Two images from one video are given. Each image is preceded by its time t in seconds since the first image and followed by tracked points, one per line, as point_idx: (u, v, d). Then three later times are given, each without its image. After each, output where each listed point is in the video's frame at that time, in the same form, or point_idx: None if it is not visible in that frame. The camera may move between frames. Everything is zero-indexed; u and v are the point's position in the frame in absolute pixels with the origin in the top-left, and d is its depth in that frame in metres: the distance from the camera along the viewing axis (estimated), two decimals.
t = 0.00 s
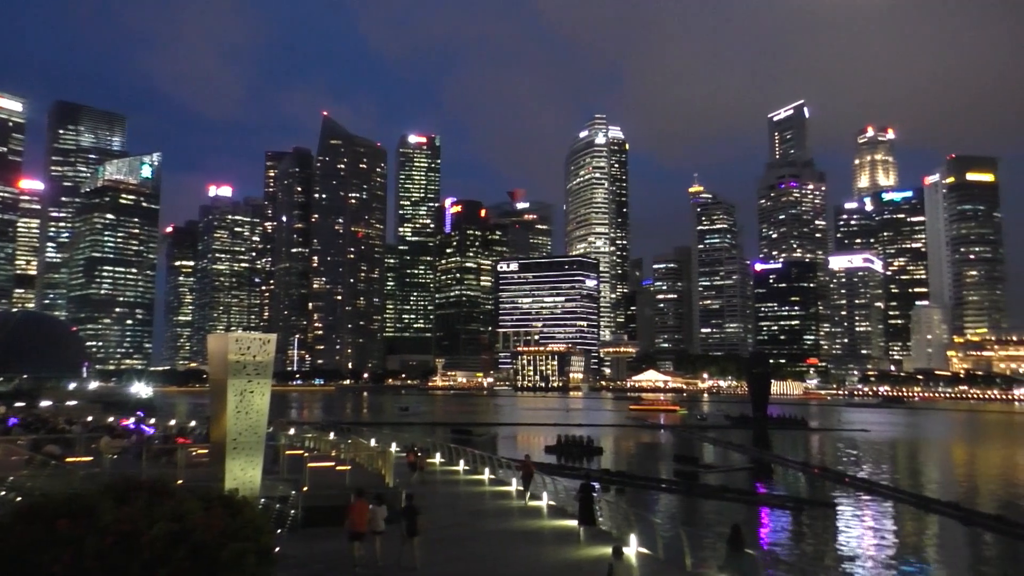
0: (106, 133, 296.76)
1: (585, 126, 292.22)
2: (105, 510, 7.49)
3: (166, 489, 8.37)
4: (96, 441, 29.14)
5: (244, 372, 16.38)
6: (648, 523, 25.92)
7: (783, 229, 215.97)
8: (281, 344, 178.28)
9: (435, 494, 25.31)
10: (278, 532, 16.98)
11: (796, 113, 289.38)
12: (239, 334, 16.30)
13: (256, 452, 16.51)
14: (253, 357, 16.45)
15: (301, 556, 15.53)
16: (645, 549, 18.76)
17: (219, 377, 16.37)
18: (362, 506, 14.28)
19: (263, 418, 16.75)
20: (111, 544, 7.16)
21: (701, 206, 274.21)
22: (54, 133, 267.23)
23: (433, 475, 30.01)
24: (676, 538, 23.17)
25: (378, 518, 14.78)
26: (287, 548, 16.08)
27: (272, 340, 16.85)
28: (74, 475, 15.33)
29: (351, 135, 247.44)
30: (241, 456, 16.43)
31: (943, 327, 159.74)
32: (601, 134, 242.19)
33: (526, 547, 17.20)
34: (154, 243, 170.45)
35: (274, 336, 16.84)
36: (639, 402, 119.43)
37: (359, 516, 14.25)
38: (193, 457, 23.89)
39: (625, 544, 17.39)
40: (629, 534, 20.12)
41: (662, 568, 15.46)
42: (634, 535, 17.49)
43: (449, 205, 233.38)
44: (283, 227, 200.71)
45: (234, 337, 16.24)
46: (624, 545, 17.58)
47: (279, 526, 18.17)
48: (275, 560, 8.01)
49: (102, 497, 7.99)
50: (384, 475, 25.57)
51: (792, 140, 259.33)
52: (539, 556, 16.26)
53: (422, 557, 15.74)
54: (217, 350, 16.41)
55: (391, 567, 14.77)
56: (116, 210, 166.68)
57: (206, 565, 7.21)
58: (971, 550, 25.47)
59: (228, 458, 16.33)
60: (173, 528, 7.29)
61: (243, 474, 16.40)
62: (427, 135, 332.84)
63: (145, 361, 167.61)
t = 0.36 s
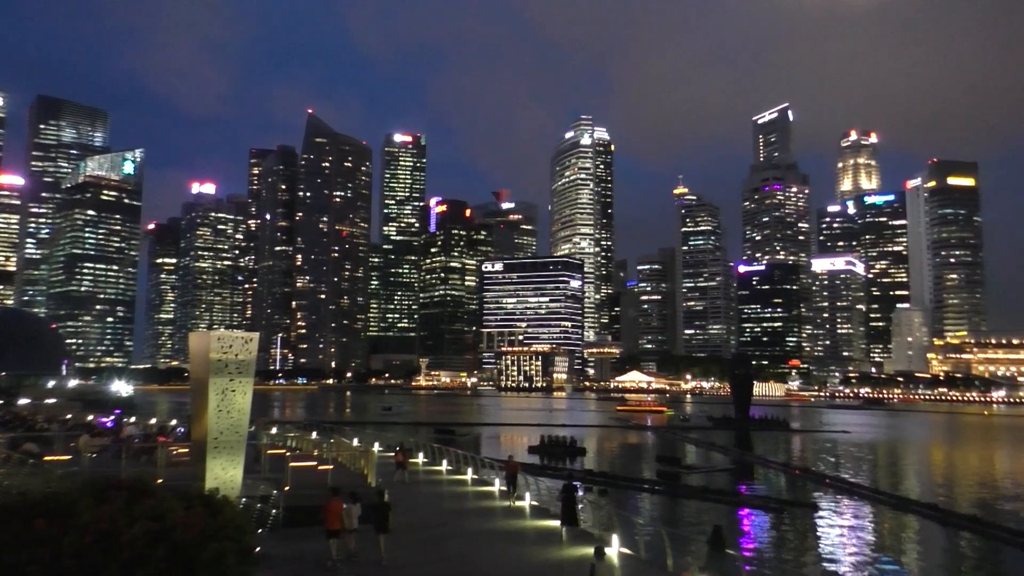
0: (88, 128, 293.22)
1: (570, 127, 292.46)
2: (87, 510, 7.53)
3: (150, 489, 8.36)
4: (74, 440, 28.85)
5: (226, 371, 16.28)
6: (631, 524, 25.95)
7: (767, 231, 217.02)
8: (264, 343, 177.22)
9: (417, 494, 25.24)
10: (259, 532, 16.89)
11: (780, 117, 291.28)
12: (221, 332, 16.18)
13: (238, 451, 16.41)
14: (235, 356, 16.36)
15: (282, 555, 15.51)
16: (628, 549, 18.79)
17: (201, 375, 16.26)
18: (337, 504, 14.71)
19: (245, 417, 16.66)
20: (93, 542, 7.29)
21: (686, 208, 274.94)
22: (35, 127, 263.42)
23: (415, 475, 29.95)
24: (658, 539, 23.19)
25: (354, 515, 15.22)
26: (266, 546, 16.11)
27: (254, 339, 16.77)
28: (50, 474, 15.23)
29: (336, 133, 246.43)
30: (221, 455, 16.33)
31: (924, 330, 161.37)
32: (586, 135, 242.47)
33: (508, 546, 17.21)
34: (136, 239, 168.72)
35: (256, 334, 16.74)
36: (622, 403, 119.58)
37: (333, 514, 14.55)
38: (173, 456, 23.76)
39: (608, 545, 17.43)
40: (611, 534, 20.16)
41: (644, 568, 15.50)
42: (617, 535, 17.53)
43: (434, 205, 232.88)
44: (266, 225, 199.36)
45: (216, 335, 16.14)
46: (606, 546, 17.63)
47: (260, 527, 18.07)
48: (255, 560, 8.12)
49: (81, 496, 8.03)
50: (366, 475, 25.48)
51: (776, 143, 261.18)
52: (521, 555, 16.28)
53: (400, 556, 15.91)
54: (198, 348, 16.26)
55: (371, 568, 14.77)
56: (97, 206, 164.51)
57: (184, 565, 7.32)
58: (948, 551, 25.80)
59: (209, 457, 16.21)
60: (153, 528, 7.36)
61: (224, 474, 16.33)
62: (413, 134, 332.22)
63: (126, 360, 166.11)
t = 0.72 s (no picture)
0: (68, 126, 289.75)
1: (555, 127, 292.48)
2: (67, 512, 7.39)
3: (131, 489, 8.20)
4: (54, 441, 28.50)
5: (209, 372, 16.13)
6: (615, 523, 25.91)
7: (750, 231, 218.14)
8: (247, 343, 176.30)
9: (401, 496, 24.98)
10: (242, 534, 16.73)
11: (763, 117, 293.11)
12: (204, 332, 16.01)
13: (221, 453, 16.27)
14: (218, 356, 16.21)
15: (264, 556, 15.39)
16: (612, 549, 18.73)
17: (183, 375, 16.08)
18: (314, 501, 14.85)
19: (227, 418, 16.49)
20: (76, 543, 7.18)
21: (670, 208, 275.64)
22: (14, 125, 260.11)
23: (400, 476, 29.71)
24: (641, 539, 23.16)
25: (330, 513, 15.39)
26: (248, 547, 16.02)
27: (237, 339, 16.65)
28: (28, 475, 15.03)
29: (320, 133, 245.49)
30: (204, 456, 16.17)
31: (905, 329, 162.86)
32: (571, 135, 242.76)
33: (493, 546, 17.16)
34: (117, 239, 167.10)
35: (239, 335, 16.61)
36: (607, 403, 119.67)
37: (311, 513, 14.90)
38: (155, 457, 23.53)
39: (592, 544, 17.40)
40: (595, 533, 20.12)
41: (629, 568, 15.49)
42: (601, 534, 17.50)
43: (418, 204, 232.00)
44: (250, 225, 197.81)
45: (198, 335, 15.97)
46: (590, 545, 17.62)
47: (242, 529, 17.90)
48: (237, 562, 8.14)
49: (63, 495, 7.80)
50: (349, 475, 25.27)
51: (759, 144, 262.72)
52: (504, 555, 16.21)
53: (381, 555, 15.92)
54: (180, 348, 16.04)
55: (354, 568, 14.69)
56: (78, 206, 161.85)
57: (166, 566, 7.27)
58: (928, 548, 26.00)
59: (192, 458, 16.03)
60: (134, 530, 7.30)
61: (206, 475, 16.15)
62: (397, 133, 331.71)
63: (107, 360, 164.51)
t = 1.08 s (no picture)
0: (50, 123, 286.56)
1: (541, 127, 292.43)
2: (46, 510, 7.75)
3: (110, 489, 8.41)
4: (34, 441, 28.28)
5: (191, 371, 15.94)
6: (600, 523, 25.88)
7: (735, 232, 219.10)
8: (231, 342, 175.21)
9: (386, 496, 24.86)
10: (225, 535, 16.55)
11: (748, 119, 294.65)
12: (187, 331, 15.83)
13: (204, 453, 16.09)
14: (201, 355, 16.03)
15: (247, 556, 15.34)
16: (597, 548, 18.71)
17: (165, 375, 15.84)
18: (287, 500, 15.15)
19: (210, 417, 16.31)
20: (51, 546, 7.47)
21: (655, 208, 276.31)
22: None
23: (385, 477, 29.56)
24: (627, 538, 23.15)
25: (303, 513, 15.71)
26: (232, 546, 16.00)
27: (221, 338, 16.55)
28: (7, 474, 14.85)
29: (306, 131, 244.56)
30: (187, 456, 15.96)
31: (887, 330, 164.09)
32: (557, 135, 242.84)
33: (478, 547, 17.13)
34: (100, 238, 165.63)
35: (222, 334, 16.46)
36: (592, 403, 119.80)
37: (284, 510, 15.19)
38: (137, 458, 23.45)
39: (577, 545, 17.37)
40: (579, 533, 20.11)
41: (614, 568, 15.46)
42: (586, 535, 17.50)
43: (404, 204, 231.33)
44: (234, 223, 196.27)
45: (181, 335, 15.77)
46: (575, 545, 17.60)
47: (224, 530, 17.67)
48: (220, 562, 8.41)
49: (44, 496, 8.11)
50: (333, 475, 25.15)
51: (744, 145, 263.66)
52: (490, 555, 16.19)
53: (362, 554, 15.94)
54: (163, 348, 15.77)
55: (338, 567, 14.73)
56: (60, 203, 156.30)
57: (149, 566, 7.58)
58: (909, 547, 26.17)
59: (173, 459, 15.80)
60: (115, 531, 7.61)
61: (189, 475, 15.94)
62: (383, 132, 331.03)
63: (88, 360, 162.78)
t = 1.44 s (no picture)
0: (30, 123, 283.94)
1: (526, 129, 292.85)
2: (24, 513, 7.97)
3: (91, 490, 8.71)
4: (15, 443, 28.30)
5: (173, 372, 16.23)
6: (583, 523, 26.12)
7: (718, 234, 220.48)
8: (213, 343, 174.26)
9: (370, 497, 24.98)
10: (208, 537, 16.67)
11: (731, 121, 296.63)
12: (168, 333, 16.14)
13: (186, 454, 16.28)
14: (183, 357, 16.33)
15: (232, 559, 15.50)
16: (580, 549, 18.97)
17: (147, 377, 16.20)
18: (261, 502, 15.43)
19: (192, 419, 16.53)
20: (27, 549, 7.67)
21: (639, 210, 277.35)
22: None
23: (370, 479, 29.70)
24: (609, 539, 23.42)
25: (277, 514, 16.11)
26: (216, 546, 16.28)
27: (203, 341, 16.84)
28: None
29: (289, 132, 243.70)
30: (170, 457, 16.17)
31: (868, 330, 165.79)
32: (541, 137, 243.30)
33: (462, 547, 17.41)
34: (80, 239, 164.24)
35: (204, 336, 16.81)
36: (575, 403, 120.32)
37: (256, 513, 15.41)
38: (119, 460, 23.59)
39: (561, 545, 17.64)
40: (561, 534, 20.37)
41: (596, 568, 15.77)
42: (568, 536, 17.80)
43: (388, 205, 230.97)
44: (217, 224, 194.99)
45: (162, 336, 16.07)
46: (559, 545, 17.91)
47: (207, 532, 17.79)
48: (200, 565, 8.70)
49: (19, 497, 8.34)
50: (316, 476, 25.10)
51: (727, 147, 265.54)
52: (474, 555, 16.54)
53: (343, 556, 16.17)
54: (145, 349, 16.19)
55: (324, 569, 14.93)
56: (40, 204, 155.44)
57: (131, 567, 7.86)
58: (888, 546, 26.64)
59: (156, 461, 16.02)
60: (97, 534, 7.85)
61: (170, 477, 16.12)
62: (368, 133, 330.38)
63: (68, 361, 161.24)
